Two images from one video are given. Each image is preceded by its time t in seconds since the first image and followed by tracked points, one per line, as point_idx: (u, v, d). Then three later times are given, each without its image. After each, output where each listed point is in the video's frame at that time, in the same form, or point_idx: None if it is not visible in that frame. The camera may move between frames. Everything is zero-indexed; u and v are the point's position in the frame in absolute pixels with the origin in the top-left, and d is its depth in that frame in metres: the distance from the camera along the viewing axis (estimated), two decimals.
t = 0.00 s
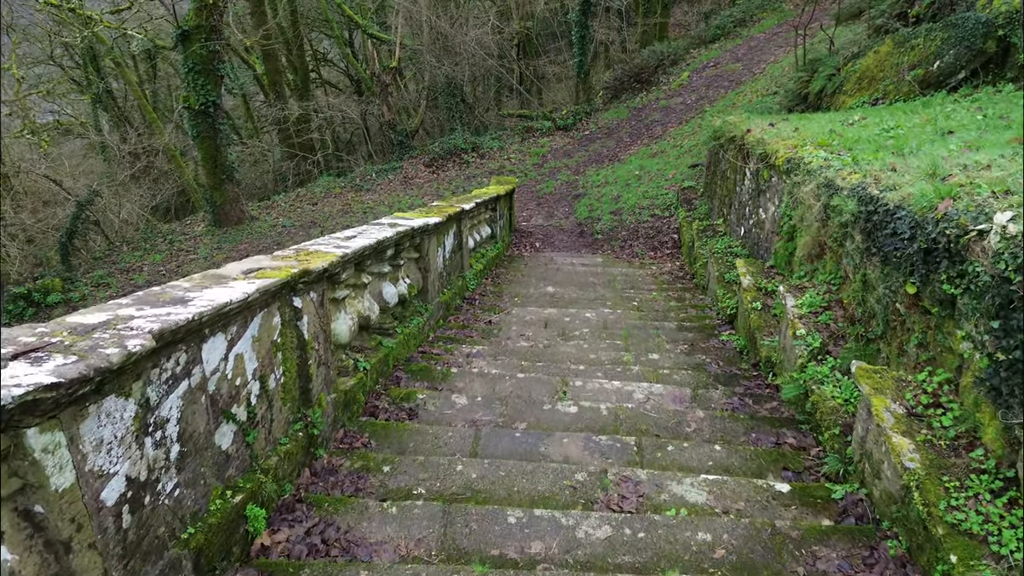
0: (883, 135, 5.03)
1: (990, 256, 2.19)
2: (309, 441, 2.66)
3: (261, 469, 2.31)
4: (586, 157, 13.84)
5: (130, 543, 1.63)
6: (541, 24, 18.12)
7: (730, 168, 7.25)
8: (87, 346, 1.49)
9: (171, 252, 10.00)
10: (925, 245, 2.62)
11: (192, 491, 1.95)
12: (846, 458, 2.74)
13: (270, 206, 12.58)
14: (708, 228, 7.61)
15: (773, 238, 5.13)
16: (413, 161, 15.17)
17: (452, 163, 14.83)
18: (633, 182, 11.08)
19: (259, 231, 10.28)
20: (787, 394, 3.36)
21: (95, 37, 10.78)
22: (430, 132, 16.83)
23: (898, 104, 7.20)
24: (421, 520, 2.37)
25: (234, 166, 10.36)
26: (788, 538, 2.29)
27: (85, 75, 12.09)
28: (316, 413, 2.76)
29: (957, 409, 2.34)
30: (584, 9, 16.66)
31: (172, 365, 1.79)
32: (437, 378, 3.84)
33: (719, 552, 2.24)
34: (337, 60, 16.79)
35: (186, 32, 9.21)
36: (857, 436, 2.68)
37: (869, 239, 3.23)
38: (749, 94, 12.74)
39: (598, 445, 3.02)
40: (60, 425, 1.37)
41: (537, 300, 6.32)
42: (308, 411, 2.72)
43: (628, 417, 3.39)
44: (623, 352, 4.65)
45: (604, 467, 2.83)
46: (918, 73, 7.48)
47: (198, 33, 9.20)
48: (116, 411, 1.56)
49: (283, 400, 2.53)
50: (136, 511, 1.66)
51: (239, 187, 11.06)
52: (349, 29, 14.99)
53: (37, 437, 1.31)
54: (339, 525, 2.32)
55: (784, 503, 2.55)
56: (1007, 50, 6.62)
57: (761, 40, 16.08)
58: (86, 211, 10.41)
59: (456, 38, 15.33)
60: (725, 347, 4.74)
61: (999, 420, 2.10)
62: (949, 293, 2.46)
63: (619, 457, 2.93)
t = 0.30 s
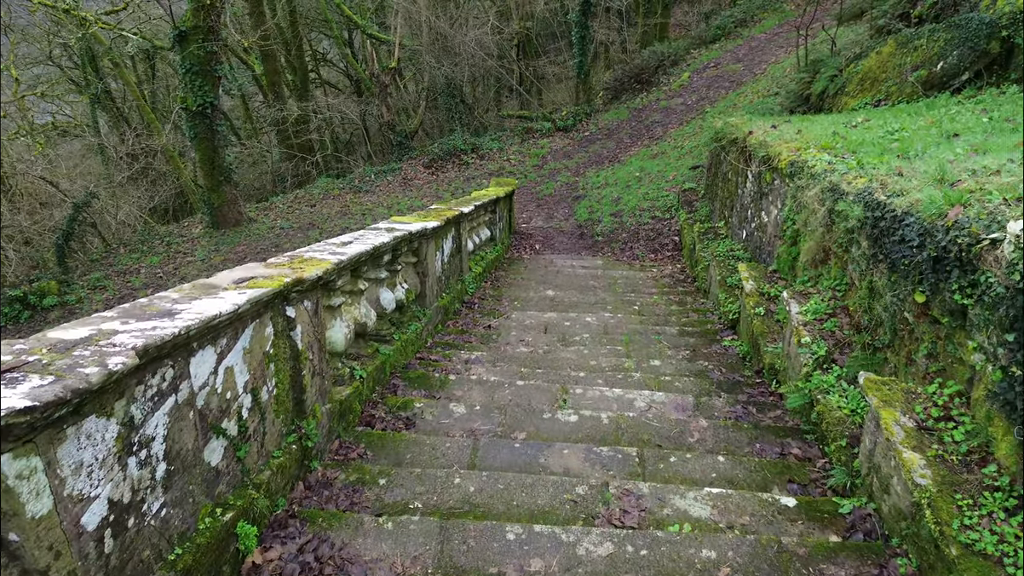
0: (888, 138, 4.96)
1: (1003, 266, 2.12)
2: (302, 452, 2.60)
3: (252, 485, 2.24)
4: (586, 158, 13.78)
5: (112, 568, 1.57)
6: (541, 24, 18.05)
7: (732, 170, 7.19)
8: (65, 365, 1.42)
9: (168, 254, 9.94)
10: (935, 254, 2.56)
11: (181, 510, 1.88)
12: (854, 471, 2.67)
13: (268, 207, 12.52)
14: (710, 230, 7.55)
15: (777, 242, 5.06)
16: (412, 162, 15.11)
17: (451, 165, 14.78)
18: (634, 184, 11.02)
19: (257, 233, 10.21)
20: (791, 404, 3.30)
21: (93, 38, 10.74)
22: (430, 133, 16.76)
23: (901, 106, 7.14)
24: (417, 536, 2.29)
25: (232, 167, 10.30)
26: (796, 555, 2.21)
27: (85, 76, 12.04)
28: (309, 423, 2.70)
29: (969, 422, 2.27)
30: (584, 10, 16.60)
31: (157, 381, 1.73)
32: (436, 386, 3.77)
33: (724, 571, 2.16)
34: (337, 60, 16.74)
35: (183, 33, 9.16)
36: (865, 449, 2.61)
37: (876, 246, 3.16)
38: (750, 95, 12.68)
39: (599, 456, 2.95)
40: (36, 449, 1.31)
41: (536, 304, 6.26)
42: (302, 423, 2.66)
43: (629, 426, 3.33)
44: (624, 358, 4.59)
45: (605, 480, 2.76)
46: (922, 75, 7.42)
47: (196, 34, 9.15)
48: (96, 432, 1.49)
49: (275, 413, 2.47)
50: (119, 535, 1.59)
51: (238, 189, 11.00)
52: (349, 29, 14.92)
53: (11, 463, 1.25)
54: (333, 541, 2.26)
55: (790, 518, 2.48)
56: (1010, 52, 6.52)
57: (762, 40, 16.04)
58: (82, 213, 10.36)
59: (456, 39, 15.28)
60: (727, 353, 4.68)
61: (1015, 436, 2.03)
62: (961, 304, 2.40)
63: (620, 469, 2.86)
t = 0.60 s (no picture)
0: (892, 140, 4.89)
1: (1018, 277, 2.06)
2: (295, 465, 2.53)
3: (242, 501, 2.17)
4: (586, 159, 13.71)
5: None
6: (541, 24, 17.96)
7: (734, 173, 7.12)
8: (39, 386, 1.36)
9: (165, 256, 9.87)
10: (946, 262, 2.49)
11: (166, 531, 1.81)
12: (863, 485, 2.59)
13: (265, 209, 12.46)
14: (712, 232, 7.47)
15: (780, 246, 4.99)
16: (410, 163, 15.03)
17: (450, 166, 14.71)
18: (634, 185, 10.95)
19: (254, 235, 10.14)
20: (796, 413, 3.24)
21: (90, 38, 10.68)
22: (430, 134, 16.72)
23: (904, 107, 7.06)
24: (413, 553, 2.21)
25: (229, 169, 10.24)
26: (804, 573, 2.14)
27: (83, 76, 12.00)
28: (302, 435, 2.62)
29: (981, 437, 2.20)
30: (584, 10, 16.52)
31: (141, 398, 1.66)
32: (434, 393, 3.71)
33: None
34: (337, 60, 16.68)
35: (180, 33, 9.09)
36: (874, 462, 2.54)
37: (883, 252, 3.09)
38: (751, 95, 12.62)
39: (599, 468, 2.88)
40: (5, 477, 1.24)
41: (536, 308, 6.19)
42: (295, 435, 2.59)
43: (631, 436, 3.26)
44: (625, 364, 4.52)
45: (606, 493, 2.69)
46: (925, 76, 7.32)
47: (193, 35, 9.09)
48: (74, 455, 1.43)
49: (267, 425, 2.40)
50: (99, 560, 1.53)
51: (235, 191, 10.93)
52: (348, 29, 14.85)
53: None
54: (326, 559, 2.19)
55: (797, 533, 2.41)
56: (1014, 53, 6.44)
57: (763, 41, 15.98)
58: (79, 215, 10.28)
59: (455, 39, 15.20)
60: (729, 358, 4.61)
61: None
62: (972, 314, 2.33)
63: (621, 482, 2.80)
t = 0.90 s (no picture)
0: (898, 132, 4.79)
1: None
2: (286, 468, 2.47)
3: (232, 506, 2.11)
4: (586, 149, 13.57)
5: None
6: (541, 11, 17.67)
7: (736, 163, 7.02)
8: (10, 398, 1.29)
9: (161, 246, 9.79)
10: (955, 261, 2.42)
11: (151, 540, 1.75)
12: (867, 488, 2.54)
13: (263, 199, 12.35)
14: (713, 223, 7.39)
15: (783, 239, 4.91)
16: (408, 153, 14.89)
17: (449, 155, 14.58)
18: (635, 175, 10.85)
19: (251, 225, 10.04)
20: (800, 412, 3.18)
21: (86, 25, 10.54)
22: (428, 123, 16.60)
23: (908, 97, 6.95)
24: (408, 558, 2.15)
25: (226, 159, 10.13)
26: None
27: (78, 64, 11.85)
28: (294, 436, 2.56)
29: (991, 441, 2.14)
30: None
31: (122, 406, 1.60)
32: (430, 390, 3.65)
33: None
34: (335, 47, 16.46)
35: (174, 21, 8.95)
36: (879, 464, 2.49)
37: (890, 248, 3.02)
38: (753, 84, 12.47)
39: (599, 469, 2.83)
40: None
41: (535, 301, 6.12)
42: (287, 436, 2.52)
43: (631, 434, 3.21)
44: (625, 359, 4.47)
45: (606, 494, 2.64)
46: (930, 64, 7.20)
47: (188, 22, 8.95)
48: (49, 469, 1.37)
49: (258, 428, 2.34)
50: None
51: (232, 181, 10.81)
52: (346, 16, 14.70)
53: None
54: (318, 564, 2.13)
55: (800, 537, 2.35)
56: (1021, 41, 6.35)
57: (765, 28, 15.77)
58: (75, 205, 10.18)
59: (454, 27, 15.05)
60: (731, 353, 4.55)
61: None
62: (983, 314, 2.26)
63: (620, 483, 2.75)
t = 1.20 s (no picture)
0: (904, 121, 4.69)
1: None
2: (277, 470, 2.41)
3: (220, 512, 2.05)
4: (586, 136, 13.41)
5: None
6: None
7: (738, 153, 6.91)
8: None
9: (157, 235, 9.69)
10: (966, 259, 2.34)
11: (135, 552, 1.69)
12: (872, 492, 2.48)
13: (260, 187, 12.22)
14: (714, 213, 7.29)
15: (786, 231, 4.82)
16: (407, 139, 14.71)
17: (448, 142, 14.41)
18: (635, 163, 10.72)
19: (248, 214, 9.93)
20: (803, 410, 3.12)
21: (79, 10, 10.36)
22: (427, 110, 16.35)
23: (913, 84, 6.82)
24: (402, 565, 2.10)
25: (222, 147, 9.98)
26: None
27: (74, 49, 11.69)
28: (285, 437, 2.50)
29: (1003, 446, 2.07)
30: None
31: (100, 417, 1.52)
32: (427, 386, 3.58)
33: None
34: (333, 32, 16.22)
35: (168, 6, 8.78)
36: (885, 467, 2.43)
37: (898, 243, 2.93)
38: (755, 70, 12.30)
39: (599, 469, 2.78)
40: None
41: (534, 292, 6.04)
42: (278, 437, 2.46)
43: (631, 433, 3.15)
44: (626, 353, 4.40)
45: (605, 496, 2.59)
46: (935, 51, 7.06)
47: (181, 8, 8.77)
48: (21, 487, 1.30)
49: (248, 430, 2.27)
50: None
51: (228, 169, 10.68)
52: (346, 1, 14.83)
53: None
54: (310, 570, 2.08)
55: (804, 541, 2.30)
56: None
57: (767, 13, 15.53)
58: (70, 193, 10.05)
59: (453, 12, 15.14)
60: (732, 347, 4.48)
61: None
62: (995, 315, 2.19)
63: (619, 484, 2.69)
